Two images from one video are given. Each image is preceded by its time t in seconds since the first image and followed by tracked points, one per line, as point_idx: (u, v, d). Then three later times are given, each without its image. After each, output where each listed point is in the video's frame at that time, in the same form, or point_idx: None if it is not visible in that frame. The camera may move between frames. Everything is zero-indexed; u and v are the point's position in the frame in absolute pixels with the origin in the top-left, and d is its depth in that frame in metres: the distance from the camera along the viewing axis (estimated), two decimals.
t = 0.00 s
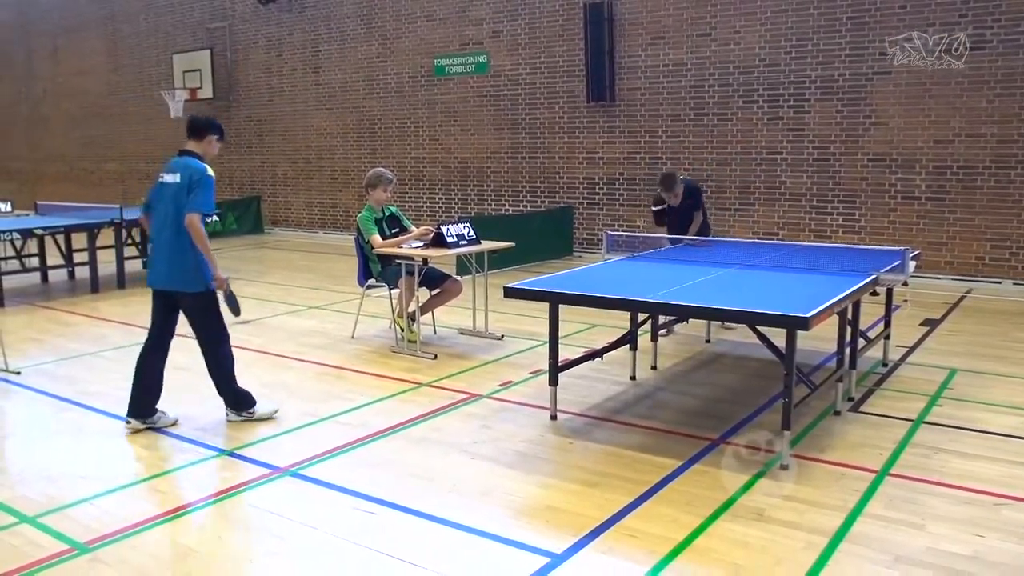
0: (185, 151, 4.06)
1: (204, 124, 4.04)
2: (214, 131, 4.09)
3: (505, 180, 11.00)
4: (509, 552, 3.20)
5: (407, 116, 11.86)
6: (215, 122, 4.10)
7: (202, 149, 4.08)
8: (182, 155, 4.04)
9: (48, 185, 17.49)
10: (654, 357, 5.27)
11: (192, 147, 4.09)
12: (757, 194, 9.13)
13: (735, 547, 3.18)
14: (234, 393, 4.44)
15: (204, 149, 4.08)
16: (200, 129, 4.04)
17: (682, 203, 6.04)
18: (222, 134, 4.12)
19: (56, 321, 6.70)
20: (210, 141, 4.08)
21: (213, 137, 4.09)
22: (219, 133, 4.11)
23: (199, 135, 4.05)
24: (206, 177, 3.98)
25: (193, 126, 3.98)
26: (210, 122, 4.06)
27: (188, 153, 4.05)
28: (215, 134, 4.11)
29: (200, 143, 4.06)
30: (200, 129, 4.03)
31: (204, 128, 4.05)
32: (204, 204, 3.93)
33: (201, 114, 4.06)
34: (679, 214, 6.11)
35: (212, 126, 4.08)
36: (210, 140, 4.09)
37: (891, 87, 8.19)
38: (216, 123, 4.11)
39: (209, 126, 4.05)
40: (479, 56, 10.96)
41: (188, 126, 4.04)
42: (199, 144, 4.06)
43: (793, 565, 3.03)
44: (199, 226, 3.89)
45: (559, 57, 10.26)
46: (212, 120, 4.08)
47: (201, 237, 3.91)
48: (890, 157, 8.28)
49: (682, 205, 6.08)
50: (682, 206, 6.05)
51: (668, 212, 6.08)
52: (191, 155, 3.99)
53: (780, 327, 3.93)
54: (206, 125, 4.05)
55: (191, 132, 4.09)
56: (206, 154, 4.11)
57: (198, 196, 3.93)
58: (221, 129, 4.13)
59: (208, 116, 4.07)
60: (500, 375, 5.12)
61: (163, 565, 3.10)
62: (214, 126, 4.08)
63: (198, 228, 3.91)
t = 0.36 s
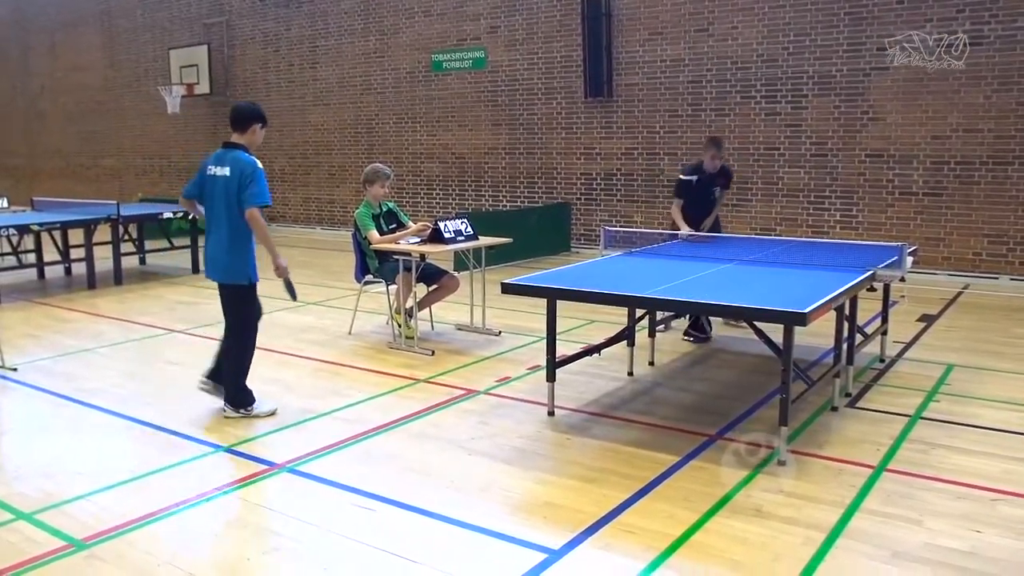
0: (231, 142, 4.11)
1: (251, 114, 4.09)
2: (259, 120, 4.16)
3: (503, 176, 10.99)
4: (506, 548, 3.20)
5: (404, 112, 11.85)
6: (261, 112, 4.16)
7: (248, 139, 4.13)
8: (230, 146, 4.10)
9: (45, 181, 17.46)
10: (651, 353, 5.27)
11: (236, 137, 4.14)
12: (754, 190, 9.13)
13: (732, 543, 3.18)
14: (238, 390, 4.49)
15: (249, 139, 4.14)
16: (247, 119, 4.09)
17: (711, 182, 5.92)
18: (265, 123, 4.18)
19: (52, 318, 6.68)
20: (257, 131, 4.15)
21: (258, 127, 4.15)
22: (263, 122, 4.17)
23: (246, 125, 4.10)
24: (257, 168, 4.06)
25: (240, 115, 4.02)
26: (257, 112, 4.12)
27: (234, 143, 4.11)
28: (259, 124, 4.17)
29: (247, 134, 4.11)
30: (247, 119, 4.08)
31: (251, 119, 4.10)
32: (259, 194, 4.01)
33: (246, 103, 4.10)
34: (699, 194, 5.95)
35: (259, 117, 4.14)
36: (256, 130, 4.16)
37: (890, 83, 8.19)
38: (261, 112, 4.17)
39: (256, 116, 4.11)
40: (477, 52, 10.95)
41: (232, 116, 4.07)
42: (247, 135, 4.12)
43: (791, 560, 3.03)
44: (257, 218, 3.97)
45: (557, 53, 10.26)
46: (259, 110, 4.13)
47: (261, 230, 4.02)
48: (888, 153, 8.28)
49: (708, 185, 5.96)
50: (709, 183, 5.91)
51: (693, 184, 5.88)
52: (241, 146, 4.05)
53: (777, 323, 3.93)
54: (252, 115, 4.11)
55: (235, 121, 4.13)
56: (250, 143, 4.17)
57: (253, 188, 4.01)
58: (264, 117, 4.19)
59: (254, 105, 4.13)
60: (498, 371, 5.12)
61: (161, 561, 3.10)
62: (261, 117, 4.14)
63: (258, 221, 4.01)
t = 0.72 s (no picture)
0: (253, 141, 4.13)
1: (273, 114, 4.10)
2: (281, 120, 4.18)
3: (492, 174, 10.92)
4: (495, 554, 3.11)
5: (391, 110, 11.76)
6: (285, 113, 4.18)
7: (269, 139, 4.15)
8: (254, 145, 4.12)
9: (25, 180, 17.24)
10: (642, 354, 5.21)
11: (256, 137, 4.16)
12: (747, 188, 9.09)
13: (724, 547, 3.12)
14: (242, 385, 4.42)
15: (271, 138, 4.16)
16: (267, 118, 4.11)
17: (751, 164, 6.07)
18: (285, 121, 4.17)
19: (30, 319, 6.55)
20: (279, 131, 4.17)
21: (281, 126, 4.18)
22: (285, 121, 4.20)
23: (266, 125, 4.12)
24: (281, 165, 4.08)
25: (262, 115, 4.02)
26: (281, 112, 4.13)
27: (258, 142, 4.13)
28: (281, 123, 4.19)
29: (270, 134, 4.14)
30: (269, 118, 4.09)
31: (273, 119, 4.11)
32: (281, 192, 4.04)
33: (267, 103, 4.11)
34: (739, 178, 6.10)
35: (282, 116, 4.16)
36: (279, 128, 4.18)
37: (884, 79, 8.17)
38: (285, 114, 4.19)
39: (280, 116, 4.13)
40: (466, 47, 10.88)
41: (254, 116, 4.09)
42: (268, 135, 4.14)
43: (785, 565, 2.97)
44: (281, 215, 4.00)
45: (547, 49, 10.20)
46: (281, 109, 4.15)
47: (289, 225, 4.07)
48: (882, 150, 8.26)
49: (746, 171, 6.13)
50: (749, 166, 6.05)
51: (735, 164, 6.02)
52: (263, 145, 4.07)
53: (770, 323, 3.87)
54: (275, 115, 4.12)
55: (254, 120, 4.17)
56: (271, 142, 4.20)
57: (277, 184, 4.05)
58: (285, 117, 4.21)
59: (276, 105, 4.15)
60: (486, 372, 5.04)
61: (141, 569, 3.00)
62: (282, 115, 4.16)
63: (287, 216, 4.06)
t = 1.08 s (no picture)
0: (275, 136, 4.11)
1: (287, 109, 4.04)
2: (304, 118, 4.07)
3: (478, 172, 10.83)
4: (481, 560, 3.02)
5: (375, 106, 11.64)
6: (306, 108, 4.06)
7: (287, 135, 4.08)
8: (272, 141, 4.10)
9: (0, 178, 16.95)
10: (631, 356, 5.12)
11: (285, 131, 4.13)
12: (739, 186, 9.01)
13: (716, 552, 3.04)
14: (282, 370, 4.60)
15: (293, 134, 4.09)
16: (289, 113, 4.06)
17: (786, 161, 5.92)
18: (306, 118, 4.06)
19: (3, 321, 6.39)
20: (298, 127, 4.07)
21: (304, 122, 4.08)
22: (306, 117, 4.08)
23: (288, 120, 4.06)
24: (277, 160, 3.98)
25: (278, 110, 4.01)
26: (294, 108, 4.04)
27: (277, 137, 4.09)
28: (306, 119, 4.08)
29: (286, 130, 4.08)
30: (284, 114, 4.05)
31: (288, 114, 4.06)
32: (266, 186, 3.97)
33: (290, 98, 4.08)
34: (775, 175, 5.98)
35: (302, 112, 4.06)
36: (302, 125, 4.09)
37: (878, 74, 8.14)
38: (306, 109, 4.07)
39: (295, 113, 4.04)
40: (451, 42, 10.79)
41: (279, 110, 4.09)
42: (284, 129, 4.07)
43: (779, 570, 2.89)
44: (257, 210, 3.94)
45: (534, 43, 10.11)
46: (299, 105, 4.05)
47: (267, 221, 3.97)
48: (876, 147, 8.24)
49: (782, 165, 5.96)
50: (783, 163, 5.90)
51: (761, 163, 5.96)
52: (271, 138, 4.01)
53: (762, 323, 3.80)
54: (290, 110, 4.05)
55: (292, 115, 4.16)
56: (298, 137, 4.12)
57: (264, 180, 3.98)
58: (312, 114, 4.09)
59: (297, 101, 4.06)
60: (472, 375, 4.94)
61: None
62: (298, 110, 4.05)
63: (265, 212, 3.96)
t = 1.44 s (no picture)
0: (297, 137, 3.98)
1: (311, 110, 3.91)
2: (327, 119, 3.92)
3: (462, 171, 10.77)
4: (465, 564, 2.96)
5: (357, 103, 11.55)
6: (331, 110, 3.92)
7: (310, 135, 3.94)
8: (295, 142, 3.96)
9: None
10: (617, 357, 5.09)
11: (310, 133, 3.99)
12: (726, 185, 8.99)
13: (703, 554, 3.00)
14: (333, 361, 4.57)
15: (318, 136, 3.95)
16: (313, 114, 3.92)
17: (825, 156, 5.61)
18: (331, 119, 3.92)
19: None
20: (322, 129, 3.92)
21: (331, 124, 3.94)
22: (332, 119, 3.93)
23: (312, 121, 3.92)
24: (298, 163, 3.83)
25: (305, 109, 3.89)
26: (319, 107, 3.90)
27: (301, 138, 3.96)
28: (333, 120, 3.94)
29: (309, 131, 3.93)
30: (308, 115, 3.92)
31: (313, 115, 3.92)
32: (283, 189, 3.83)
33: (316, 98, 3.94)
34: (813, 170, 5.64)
35: (328, 113, 3.92)
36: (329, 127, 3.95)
37: (864, 72, 8.15)
38: (332, 111, 3.93)
39: (317, 114, 3.90)
40: (434, 39, 10.73)
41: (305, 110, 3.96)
42: (309, 131, 3.93)
43: (766, 572, 2.86)
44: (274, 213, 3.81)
45: (518, 40, 10.08)
46: (326, 105, 3.91)
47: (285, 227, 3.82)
48: (863, 145, 8.26)
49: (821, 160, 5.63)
50: (821, 158, 5.59)
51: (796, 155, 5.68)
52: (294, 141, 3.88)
53: (748, 323, 3.77)
54: (316, 110, 3.91)
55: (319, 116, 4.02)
56: (325, 139, 3.98)
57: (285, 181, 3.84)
58: (337, 114, 3.94)
59: (324, 101, 3.92)
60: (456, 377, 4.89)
61: None
62: (324, 111, 3.91)
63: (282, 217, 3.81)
